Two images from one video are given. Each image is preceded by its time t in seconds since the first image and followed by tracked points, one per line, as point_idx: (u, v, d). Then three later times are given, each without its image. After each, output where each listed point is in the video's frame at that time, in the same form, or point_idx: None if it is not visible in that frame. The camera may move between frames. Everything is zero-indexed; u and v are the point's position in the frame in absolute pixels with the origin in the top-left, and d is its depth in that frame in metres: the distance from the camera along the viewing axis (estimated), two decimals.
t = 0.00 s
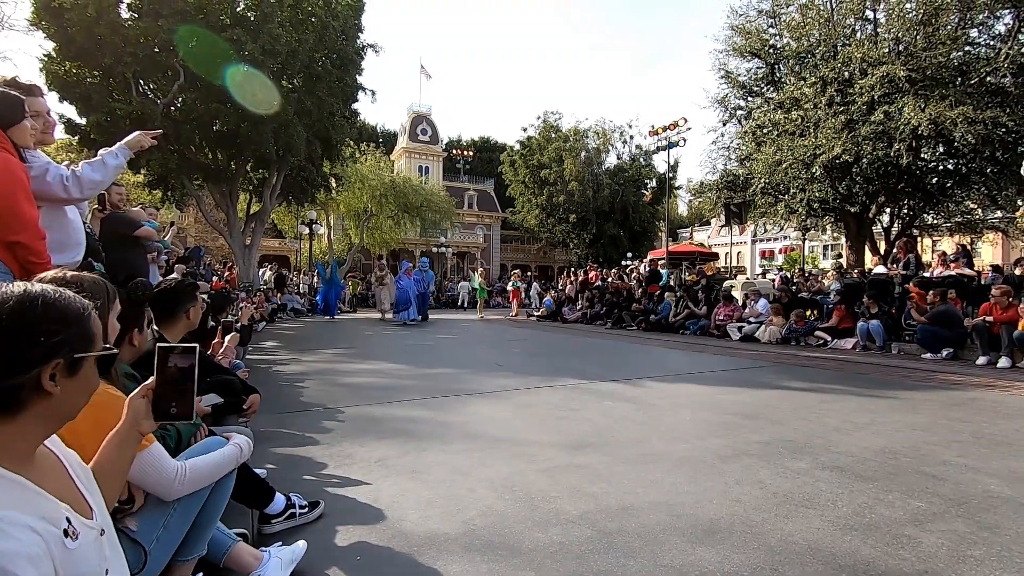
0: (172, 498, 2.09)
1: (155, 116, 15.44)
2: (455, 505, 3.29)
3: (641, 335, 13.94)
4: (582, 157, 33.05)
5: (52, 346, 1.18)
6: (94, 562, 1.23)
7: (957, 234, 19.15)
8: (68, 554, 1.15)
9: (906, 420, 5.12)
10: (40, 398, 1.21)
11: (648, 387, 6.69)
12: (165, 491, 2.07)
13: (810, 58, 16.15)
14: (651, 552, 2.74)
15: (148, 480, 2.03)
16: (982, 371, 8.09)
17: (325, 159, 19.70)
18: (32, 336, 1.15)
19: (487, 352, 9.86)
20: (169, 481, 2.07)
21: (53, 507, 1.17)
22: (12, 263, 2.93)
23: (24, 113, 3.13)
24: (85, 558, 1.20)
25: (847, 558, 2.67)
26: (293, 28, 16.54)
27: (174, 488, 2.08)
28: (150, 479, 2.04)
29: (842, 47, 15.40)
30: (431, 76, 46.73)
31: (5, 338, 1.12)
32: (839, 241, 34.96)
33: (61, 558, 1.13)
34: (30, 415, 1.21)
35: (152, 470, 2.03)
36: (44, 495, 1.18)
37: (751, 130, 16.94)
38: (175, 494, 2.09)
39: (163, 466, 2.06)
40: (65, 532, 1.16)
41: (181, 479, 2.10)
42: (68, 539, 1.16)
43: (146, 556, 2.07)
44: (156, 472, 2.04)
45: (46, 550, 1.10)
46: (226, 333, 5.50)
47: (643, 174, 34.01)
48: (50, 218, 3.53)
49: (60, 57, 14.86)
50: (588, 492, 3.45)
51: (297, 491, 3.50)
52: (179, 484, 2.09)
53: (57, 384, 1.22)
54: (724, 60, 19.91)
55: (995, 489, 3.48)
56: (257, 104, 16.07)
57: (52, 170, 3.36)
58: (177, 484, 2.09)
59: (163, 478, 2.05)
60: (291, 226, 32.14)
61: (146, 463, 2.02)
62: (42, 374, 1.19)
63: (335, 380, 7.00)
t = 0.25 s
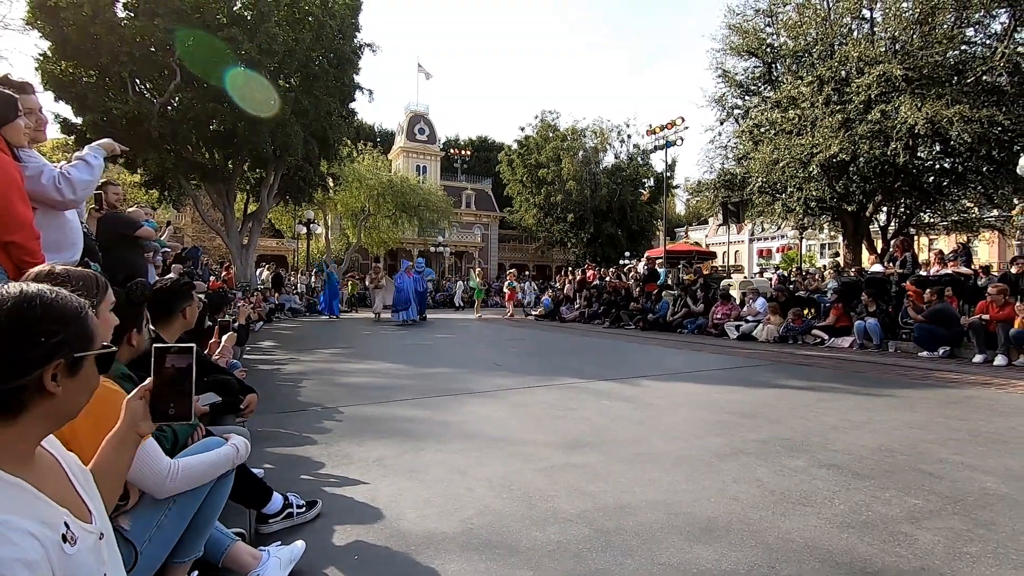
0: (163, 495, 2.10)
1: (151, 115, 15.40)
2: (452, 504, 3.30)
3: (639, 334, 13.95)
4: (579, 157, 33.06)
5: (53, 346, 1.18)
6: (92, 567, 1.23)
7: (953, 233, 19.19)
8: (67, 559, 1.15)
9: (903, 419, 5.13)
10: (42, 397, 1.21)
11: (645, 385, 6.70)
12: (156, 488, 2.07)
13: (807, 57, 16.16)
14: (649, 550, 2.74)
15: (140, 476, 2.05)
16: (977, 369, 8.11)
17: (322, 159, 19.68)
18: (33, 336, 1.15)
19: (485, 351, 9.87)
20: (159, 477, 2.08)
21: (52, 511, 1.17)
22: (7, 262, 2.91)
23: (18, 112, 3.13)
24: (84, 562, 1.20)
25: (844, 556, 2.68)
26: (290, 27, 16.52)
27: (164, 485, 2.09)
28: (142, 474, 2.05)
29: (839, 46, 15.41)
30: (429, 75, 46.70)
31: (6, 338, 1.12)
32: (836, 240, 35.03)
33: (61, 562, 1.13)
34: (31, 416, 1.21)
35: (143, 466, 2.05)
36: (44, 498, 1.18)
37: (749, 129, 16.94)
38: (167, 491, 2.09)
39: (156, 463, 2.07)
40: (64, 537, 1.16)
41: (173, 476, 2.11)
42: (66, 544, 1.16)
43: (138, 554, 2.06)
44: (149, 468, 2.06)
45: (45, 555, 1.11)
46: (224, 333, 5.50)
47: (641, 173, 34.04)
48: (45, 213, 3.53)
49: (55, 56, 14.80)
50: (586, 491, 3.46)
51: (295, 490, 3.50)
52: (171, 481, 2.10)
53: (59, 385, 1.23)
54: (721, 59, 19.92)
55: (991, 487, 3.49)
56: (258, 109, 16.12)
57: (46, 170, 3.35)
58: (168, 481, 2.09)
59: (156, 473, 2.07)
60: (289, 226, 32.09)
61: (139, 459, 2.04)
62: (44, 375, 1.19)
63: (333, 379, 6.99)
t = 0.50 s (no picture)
0: (162, 496, 2.10)
1: (149, 116, 15.39)
2: (451, 504, 3.30)
3: (638, 334, 13.96)
4: (578, 157, 33.11)
5: (60, 352, 1.18)
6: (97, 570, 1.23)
7: (951, 233, 19.21)
8: (73, 563, 1.15)
9: (901, 419, 5.14)
10: (48, 402, 1.21)
11: (644, 386, 6.71)
12: (155, 489, 2.08)
13: (805, 58, 16.20)
14: (647, 550, 2.75)
15: (141, 477, 2.05)
16: (976, 369, 8.12)
17: (321, 159, 19.68)
18: (40, 342, 1.15)
19: (483, 352, 9.87)
20: (160, 479, 2.09)
21: (57, 516, 1.17)
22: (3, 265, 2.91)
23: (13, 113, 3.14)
24: (90, 566, 1.20)
25: (843, 556, 2.68)
26: (289, 27, 16.52)
27: (164, 487, 2.09)
28: (142, 475, 2.06)
29: (837, 46, 15.43)
30: (428, 75, 46.71)
31: (12, 344, 1.12)
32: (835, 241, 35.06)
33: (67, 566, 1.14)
34: (37, 421, 1.21)
35: (143, 467, 2.06)
36: (50, 502, 1.18)
37: (747, 129, 16.97)
38: (166, 492, 2.10)
39: (155, 464, 2.08)
40: (69, 542, 1.16)
41: (173, 477, 2.12)
42: (72, 548, 1.16)
43: (137, 553, 2.06)
44: (149, 470, 2.07)
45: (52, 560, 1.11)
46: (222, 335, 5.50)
47: (639, 173, 34.05)
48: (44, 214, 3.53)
49: (53, 57, 14.78)
50: (585, 492, 3.46)
51: (294, 491, 3.50)
52: (170, 482, 2.11)
53: (65, 389, 1.23)
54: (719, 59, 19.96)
55: (989, 487, 3.50)
56: (255, 102, 16.07)
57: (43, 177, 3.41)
58: (168, 482, 2.10)
59: (157, 474, 2.07)
60: (287, 226, 32.07)
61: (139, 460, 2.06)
62: (51, 381, 1.19)
63: (332, 380, 6.99)
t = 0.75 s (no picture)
0: (163, 493, 2.10)
1: (148, 116, 15.36)
2: (451, 504, 3.30)
3: (638, 334, 13.94)
4: (577, 157, 33.15)
5: (65, 351, 1.18)
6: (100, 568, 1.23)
7: (950, 232, 19.23)
8: (76, 563, 1.15)
9: (900, 418, 5.14)
10: (54, 401, 1.21)
11: (644, 385, 6.70)
12: (157, 487, 2.07)
13: (804, 58, 16.21)
14: (647, 550, 2.74)
15: (143, 476, 2.04)
16: (975, 368, 8.13)
17: (320, 159, 19.68)
18: (44, 342, 1.15)
19: (483, 351, 9.85)
20: (161, 476, 2.08)
21: (61, 515, 1.17)
22: None
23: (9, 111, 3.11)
24: (93, 564, 1.20)
25: (842, 555, 2.68)
26: (288, 26, 16.52)
27: (165, 484, 2.09)
28: (145, 474, 2.05)
29: (836, 45, 15.43)
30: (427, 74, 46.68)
31: (17, 344, 1.11)
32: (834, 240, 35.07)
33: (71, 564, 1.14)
34: (40, 422, 1.21)
35: (144, 465, 2.05)
36: (53, 502, 1.18)
37: (746, 129, 16.97)
38: (168, 489, 2.09)
39: (156, 464, 2.07)
40: (72, 540, 1.16)
41: (174, 475, 2.11)
42: (75, 547, 1.16)
43: (136, 549, 2.05)
44: (151, 468, 2.06)
45: (56, 558, 1.11)
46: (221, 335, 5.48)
47: (639, 173, 34.04)
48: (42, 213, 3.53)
49: (51, 57, 14.76)
50: (585, 492, 3.46)
51: (293, 492, 3.50)
52: (171, 480, 2.10)
53: (70, 389, 1.23)
54: (718, 59, 19.95)
55: (989, 486, 3.50)
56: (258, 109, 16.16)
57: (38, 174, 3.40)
58: (169, 479, 2.09)
59: (158, 474, 2.07)
60: (287, 227, 32.03)
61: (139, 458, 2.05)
62: (56, 381, 1.19)
63: (331, 380, 6.99)
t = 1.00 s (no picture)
0: (168, 495, 2.09)
1: (147, 115, 15.34)
2: (451, 503, 3.30)
3: (637, 333, 13.94)
4: (577, 156, 33.14)
5: (66, 351, 1.18)
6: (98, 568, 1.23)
7: (950, 230, 19.21)
8: (74, 562, 1.15)
9: (900, 416, 5.14)
10: (55, 400, 1.21)
11: (643, 384, 6.71)
12: (164, 488, 2.07)
13: (804, 56, 16.21)
14: (647, 548, 2.75)
15: (149, 477, 2.04)
16: (975, 366, 8.13)
17: (320, 158, 19.67)
18: (46, 342, 1.14)
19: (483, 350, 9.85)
20: (169, 479, 2.08)
21: (60, 515, 1.16)
22: None
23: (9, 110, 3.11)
24: (90, 563, 1.20)
25: (842, 553, 2.68)
26: (287, 25, 16.49)
27: (173, 486, 2.09)
28: (149, 476, 2.05)
29: (836, 44, 15.43)
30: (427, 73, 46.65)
31: (19, 344, 1.12)
32: (833, 239, 35.10)
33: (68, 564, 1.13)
34: (41, 421, 1.21)
35: (154, 467, 2.05)
36: (52, 501, 1.18)
37: (746, 128, 16.96)
38: (173, 492, 2.09)
39: (162, 466, 2.06)
40: (70, 541, 1.16)
41: (180, 476, 2.11)
42: (74, 547, 1.16)
43: (140, 549, 2.05)
44: (156, 470, 2.05)
45: (54, 558, 1.11)
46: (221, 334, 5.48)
47: (638, 172, 34.02)
48: (44, 213, 3.54)
49: (51, 56, 14.76)
50: (585, 490, 3.46)
51: (292, 491, 3.50)
52: (178, 482, 2.10)
53: (71, 388, 1.23)
54: (718, 57, 19.94)
55: (988, 484, 3.50)
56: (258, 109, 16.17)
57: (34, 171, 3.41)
58: (176, 482, 2.09)
59: (164, 475, 2.06)
60: (286, 226, 32.02)
61: (148, 460, 2.05)
62: (57, 380, 1.19)
63: (331, 379, 6.99)
